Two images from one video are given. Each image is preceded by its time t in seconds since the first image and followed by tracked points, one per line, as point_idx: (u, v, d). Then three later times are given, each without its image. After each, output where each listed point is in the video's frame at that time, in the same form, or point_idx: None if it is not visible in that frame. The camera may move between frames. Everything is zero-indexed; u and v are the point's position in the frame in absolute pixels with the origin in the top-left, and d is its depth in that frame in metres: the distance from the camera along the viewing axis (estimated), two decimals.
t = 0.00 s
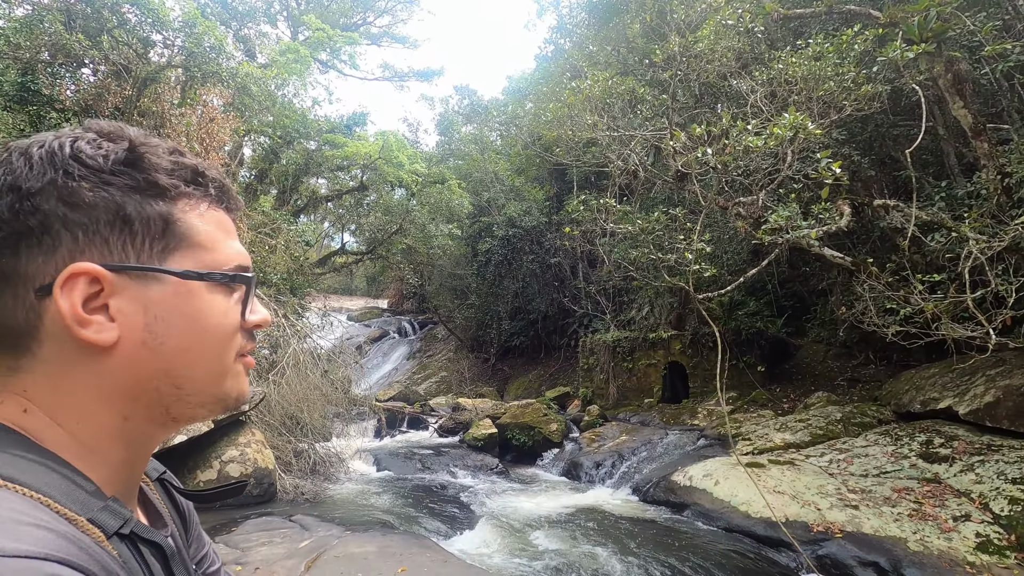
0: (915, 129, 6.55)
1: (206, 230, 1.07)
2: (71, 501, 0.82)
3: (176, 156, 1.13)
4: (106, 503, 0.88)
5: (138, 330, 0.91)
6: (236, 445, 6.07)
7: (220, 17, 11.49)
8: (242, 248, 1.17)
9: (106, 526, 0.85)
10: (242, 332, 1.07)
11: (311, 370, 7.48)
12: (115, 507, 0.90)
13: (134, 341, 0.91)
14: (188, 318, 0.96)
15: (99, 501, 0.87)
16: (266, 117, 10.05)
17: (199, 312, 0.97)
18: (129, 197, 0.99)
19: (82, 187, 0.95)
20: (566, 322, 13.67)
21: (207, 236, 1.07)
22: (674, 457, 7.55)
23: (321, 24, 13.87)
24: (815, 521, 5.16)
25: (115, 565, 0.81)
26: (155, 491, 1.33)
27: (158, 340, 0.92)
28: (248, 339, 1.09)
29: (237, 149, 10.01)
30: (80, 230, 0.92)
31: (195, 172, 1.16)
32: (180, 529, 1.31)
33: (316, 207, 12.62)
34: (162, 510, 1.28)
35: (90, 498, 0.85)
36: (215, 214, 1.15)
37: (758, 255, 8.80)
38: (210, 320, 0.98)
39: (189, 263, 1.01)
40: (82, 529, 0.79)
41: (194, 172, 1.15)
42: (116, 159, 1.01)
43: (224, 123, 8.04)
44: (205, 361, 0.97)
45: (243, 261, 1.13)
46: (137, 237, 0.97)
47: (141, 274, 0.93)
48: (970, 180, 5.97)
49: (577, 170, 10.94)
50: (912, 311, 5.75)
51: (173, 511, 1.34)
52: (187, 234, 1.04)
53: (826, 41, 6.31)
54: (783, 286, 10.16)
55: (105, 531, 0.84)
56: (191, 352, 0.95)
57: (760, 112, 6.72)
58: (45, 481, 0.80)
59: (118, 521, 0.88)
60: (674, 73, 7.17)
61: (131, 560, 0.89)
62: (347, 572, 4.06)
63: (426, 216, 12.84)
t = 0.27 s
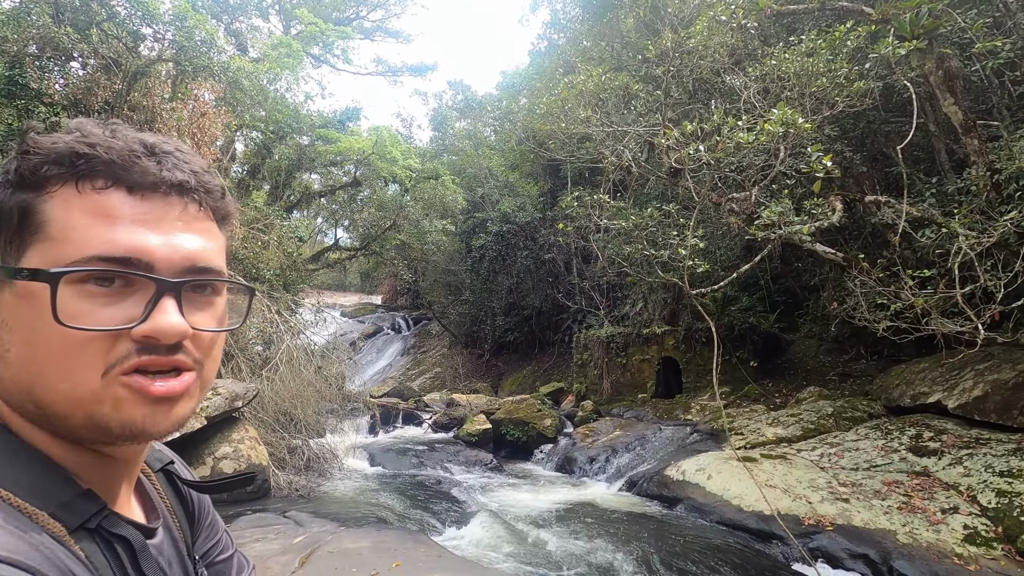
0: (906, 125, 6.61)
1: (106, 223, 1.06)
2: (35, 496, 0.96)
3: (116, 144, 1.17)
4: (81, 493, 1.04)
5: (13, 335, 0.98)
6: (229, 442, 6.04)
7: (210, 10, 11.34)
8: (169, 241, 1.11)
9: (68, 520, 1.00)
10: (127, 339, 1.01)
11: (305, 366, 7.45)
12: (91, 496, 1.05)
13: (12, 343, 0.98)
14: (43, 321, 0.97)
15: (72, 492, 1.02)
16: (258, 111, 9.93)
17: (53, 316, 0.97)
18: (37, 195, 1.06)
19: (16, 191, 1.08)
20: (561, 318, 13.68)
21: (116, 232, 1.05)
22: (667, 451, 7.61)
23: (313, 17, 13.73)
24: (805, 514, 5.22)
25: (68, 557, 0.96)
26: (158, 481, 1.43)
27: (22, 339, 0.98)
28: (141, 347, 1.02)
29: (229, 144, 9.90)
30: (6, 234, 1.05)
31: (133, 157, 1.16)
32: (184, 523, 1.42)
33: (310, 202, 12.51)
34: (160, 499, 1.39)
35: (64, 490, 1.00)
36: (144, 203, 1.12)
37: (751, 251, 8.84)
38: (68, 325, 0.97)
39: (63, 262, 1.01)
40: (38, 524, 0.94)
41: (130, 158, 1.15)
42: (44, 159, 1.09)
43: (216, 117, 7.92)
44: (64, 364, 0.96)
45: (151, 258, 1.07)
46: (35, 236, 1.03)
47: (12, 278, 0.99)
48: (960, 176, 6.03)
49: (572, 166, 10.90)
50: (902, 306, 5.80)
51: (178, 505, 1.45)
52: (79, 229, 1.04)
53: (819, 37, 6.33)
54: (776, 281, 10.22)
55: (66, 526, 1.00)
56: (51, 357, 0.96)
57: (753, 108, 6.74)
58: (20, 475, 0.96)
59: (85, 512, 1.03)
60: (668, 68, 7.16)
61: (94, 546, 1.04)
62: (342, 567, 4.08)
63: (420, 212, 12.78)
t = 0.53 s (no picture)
0: (897, 119, 6.63)
1: (59, 216, 1.04)
2: None
3: (70, 136, 1.14)
4: (46, 493, 0.98)
5: None
6: (223, 440, 6.01)
7: (200, 6, 11.24)
8: (126, 232, 1.09)
9: (24, 523, 0.94)
10: (81, 335, 0.99)
11: (299, 364, 7.42)
12: (58, 497, 1.00)
13: None
14: None
15: (35, 492, 0.97)
16: (248, 108, 9.85)
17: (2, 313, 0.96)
18: None
19: None
20: (555, 314, 13.72)
21: (68, 229, 1.03)
22: (662, 445, 7.64)
23: (304, 13, 13.65)
24: (799, 507, 5.26)
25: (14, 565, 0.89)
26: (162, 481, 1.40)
27: None
28: (94, 345, 1.00)
29: (220, 141, 9.83)
30: None
31: (89, 147, 1.13)
32: (189, 525, 1.37)
33: (302, 199, 12.45)
34: (160, 500, 1.35)
35: (25, 489, 0.96)
36: (101, 193, 1.10)
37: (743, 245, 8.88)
38: (17, 323, 0.95)
39: (13, 256, 0.99)
40: None
41: (85, 149, 1.12)
42: None
43: (207, 114, 7.85)
44: (15, 362, 0.95)
45: (105, 250, 1.05)
46: None
47: None
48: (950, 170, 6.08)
49: (565, 162, 10.91)
50: (893, 299, 5.85)
51: (184, 506, 1.41)
52: (32, 223, 1.02)
53: (810, 31, 6.35)
54: (769, 275, 10.27)
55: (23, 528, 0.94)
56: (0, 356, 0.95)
57: (745, 102, 6.76)
58: None
59: (45, 514, 0.97)
60: (660, 64, 7.17)
61: (56, 550, 0.97)
62: (338, 564, 4.08)
63: (413, 208, 12.76)
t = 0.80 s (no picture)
0: (894, 117, 6.61)
1: (55, 217, 1.04)
2: None
3: (65, 140, 1.13)
4: (42, 491, 0.98)
5: None
6: (222, 439, 6.01)
7: (197, 4, 11.20)
8: (122, 233, 1.09)
9: (18, 520, 0.94)
10: (77, 334, 0.99)
11: (298, 363, 7.43)
12: (54, 495, 1.00)
13: None
14: None
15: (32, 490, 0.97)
16: (246, 107, 9.83)
17: None
18: None
19: None
20: (554, 312, 13.74)
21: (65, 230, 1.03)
22: (660, 443, 7.66)
23: (302, 11, 13.62)
24: (797, 503, 5.28)
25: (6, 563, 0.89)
26: (169, 481, 1.38)
27: None
28: (90, 344, 1.00)
29: (217, 140, 9.81)
30: None
31: (85, 148, 1.12)
32: (196, 525, 1.37)
33: (300, 198, 12.43)
34: (167, 501, 1.35)
35: (21, 486, 0.96)
36: (97, 195, 1.10)
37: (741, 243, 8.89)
38: (11, 321, 0.95)
39: (11, 256, 1.00)
40: None
41: (80, 150, 1.12)
42: None
43: (204, 113, 7.81)
44: (13, 361, 0.95)
45: (100, 251, 1.05)
46: None
47: None
48: (948, 167, 6.09)
49: (563, 160, 10.91)
50: (890, 296, 5.87)
51: (193, 506, 1.40)
52: (30, 224, 1.03)
53: (807, 29, 6.35)
54: (766, 273, 10.29)
55: (16, 525, 0.94)
56: None
57: (743, 100, 6.76)
58: None
59: (39, 511, 0.96)
60: (657, 62, 7.16)
61: (50, 548, 0.97)
62: (338, 562, 4.10)
63: (411, 207, 12.74)
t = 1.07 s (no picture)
0: (895, 115, 6.64)
1: (49, 217, 1.05)
2: None
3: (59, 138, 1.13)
4: (37, 489, 0.99)
5: None
6: (223, 439, 6.02)
7: (197, 4, 11.19)
8: (115, 231, 1.09)
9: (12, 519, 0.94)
10: (72, 333, 0.99)
11: (298, 363, 7.44)
12: (50, 493, 1.00)
13: None
14: None
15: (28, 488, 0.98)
16: (246, 107, 9.82)
17: None
18: None
19: None
20: (554, 311, 13.75)
21: (59, 229, 1.04)
22: (660, 442, 7.66)
23: (301, 11, 13.61)
24: (796, 502, 5.28)
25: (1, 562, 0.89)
26: (165, 479, 1.39)
27: None
28: (85, 342, 0.99)
29: (217, 140, 9.80)
30: None
31: (77, 147, 1.13)
32: (193, 523, 1.37)
33: (300, 198, 12.42)
34: (163, 499, 1.35)
35: (15, 485, 0.96)
36: (90, 193, 1.10)
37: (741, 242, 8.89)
38: (6, 320, 0.96)
39: (5, 255, 1.00)
40: None
41: (73, 149, 1.12)
42: None
43: (204, 112, 7.81)
44: (9, 361, 0.95)
45: (93, 249, 1.05)
46: None
47: None
48: (948, 166, 6.09)
49: (563, 159, 10.90)
50: (890, 295, 5.86)
51: (190, 504, 1.40)
52: (24, 224, 1.03)
53: (808, 28, 6.35)
54: (767, 272, 10.30)
55: (11, 523, 0.95)
56: None
57: (743, 99, 6.76)
58: None
59: (34, 509, 0.97)
60: (658, 61, 7.16)
61: (46, 547, 0.97)
62: (338, 561, 4.11)
63: (411, 206, 12.73)
